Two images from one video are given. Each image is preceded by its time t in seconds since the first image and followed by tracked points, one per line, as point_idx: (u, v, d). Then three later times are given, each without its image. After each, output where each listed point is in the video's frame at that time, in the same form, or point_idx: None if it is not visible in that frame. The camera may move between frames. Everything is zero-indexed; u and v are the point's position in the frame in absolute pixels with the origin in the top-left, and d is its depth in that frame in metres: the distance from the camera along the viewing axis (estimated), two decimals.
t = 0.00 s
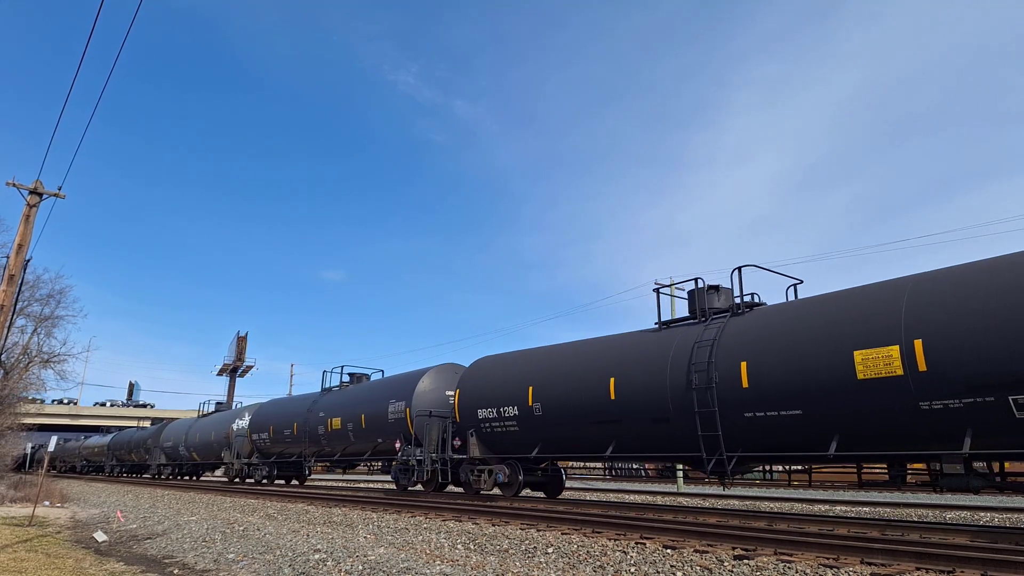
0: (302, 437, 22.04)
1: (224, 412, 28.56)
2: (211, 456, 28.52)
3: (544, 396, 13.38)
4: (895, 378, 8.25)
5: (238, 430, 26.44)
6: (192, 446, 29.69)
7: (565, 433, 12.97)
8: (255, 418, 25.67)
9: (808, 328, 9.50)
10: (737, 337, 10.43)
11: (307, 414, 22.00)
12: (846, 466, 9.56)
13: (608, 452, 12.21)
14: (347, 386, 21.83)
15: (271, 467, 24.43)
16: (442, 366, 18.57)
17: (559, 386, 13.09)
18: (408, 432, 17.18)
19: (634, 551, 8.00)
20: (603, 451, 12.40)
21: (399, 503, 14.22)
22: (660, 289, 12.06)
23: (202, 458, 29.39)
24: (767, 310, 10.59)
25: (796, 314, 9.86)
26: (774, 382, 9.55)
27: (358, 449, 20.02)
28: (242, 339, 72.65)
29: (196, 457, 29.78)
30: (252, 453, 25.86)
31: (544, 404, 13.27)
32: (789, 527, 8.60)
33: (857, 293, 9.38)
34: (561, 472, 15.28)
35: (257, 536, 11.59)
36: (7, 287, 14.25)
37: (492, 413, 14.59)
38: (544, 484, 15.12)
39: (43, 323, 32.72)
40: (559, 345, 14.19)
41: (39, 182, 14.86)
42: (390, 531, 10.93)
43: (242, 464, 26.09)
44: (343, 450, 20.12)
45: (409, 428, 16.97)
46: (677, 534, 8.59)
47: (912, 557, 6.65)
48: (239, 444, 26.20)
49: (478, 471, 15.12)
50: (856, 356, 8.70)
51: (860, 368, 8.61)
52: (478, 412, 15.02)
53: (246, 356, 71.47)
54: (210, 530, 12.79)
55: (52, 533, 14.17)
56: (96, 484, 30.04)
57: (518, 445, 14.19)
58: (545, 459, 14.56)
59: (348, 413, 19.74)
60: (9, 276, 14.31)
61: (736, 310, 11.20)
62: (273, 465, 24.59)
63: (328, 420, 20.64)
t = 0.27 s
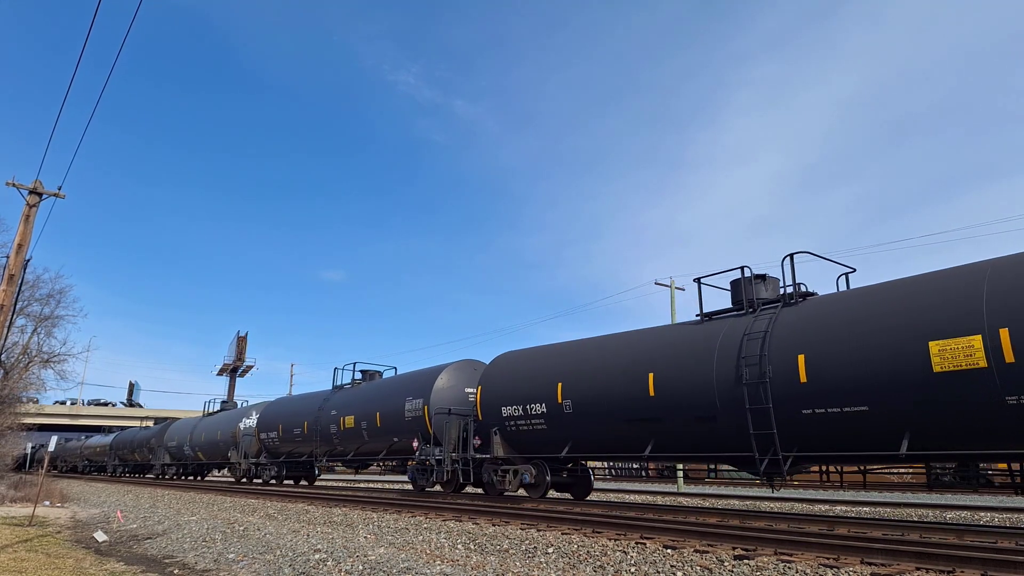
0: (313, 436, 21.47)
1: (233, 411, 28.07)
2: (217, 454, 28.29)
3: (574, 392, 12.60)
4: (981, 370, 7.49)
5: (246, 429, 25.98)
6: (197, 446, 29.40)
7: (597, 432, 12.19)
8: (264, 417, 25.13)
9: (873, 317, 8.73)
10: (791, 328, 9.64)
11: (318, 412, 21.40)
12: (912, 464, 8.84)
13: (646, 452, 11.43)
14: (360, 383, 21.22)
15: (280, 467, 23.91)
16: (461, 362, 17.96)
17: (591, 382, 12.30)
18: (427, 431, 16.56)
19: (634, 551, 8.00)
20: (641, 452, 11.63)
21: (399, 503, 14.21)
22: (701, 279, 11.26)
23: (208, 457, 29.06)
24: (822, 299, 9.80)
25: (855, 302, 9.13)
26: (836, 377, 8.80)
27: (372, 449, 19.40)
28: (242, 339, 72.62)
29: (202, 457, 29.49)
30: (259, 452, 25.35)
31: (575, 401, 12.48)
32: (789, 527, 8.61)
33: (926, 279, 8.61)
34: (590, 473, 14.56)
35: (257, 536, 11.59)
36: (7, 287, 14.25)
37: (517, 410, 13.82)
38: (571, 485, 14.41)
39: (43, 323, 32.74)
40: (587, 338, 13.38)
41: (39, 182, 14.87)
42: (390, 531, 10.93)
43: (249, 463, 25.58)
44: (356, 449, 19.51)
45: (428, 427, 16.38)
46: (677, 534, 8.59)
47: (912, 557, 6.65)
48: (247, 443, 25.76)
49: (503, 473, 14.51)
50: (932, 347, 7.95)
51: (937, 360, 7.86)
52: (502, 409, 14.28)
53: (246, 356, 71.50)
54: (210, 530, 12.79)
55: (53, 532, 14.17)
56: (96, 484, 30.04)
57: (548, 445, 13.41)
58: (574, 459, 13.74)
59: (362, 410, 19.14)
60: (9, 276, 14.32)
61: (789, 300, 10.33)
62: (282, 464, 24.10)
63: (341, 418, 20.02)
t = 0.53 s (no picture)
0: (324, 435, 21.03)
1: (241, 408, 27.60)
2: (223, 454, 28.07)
3: (607, 388, 11.83)
4: None
5: (253, 429, 25.50)
6: (203, 446, 29.26)
7: (635, 430, 11.41)
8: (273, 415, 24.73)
9: (948, 304, 7.96)
10: (852, 318, 8.85)
11: (330, 410, 20.97)
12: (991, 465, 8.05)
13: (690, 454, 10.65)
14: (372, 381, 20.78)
15: (290, 467, 23.60)
16: (480, 358, 17.42)
17: (625, 378, 11.51)
18: (447, 431, 16.03)
19: (634, 551, 8.00)
20: (686, 452, 10.82)
21: (399, 503, 14.21)
22: (747, 266, 10.49)
23: (214, 457, 28.81)
24: (889, 287, 8.98)
25: (924, 289, 8.37)
26: (907, 369, 8.02)
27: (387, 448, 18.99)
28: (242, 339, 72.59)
29: (207, 456, 29.27)
30: (267, 452, 24.89)
31: (610, 398, 11.71)
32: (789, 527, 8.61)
33: (1017, 260, 7.71)
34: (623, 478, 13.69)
35: (257, 536, 11.59)
36: (7, 287, 14.24)
37: (545, 408, 13.07)
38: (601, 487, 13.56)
39: (43, 323, 32.75)
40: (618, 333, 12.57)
41: (39, 182, 14.87)
42: (390, 531, 10.93)
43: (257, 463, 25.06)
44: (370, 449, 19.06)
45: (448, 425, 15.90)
46: (677, 534, 8.59)
47: (913, 557, 6.64)
48: (254, 443, 25.30)
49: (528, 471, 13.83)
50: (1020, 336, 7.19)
51: None
52: (528, 406, 13.53)
53: (246, 356, 71.52)
54: (210, 530, 12.78)
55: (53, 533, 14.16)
56: (96, 484, 30.04)
57: (581, 445, 12.63)
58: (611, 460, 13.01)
59: (376, 408, 18.69)
60: (9, 276, 14.31)
61: (849, 288, 9.54)
62: (292, 465, 23.76)
63: (354, 416, 19.56)
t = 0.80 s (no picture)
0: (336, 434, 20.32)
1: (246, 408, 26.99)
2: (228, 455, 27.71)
3: (645, 384, 11.30)
4: None
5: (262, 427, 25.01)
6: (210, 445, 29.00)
7: (676, 428, 10.88)
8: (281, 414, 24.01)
9: None
10: (924, 306, 8.25)
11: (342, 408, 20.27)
12: None
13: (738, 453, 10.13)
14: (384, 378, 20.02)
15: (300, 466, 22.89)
16: (502, 354, 16.70)
17: (669, 372, 10.94)
18: (468, 430, 15.38)
19: (634, 551, 8.00)
20: (734, 452, 10.28)
21: (399, 503, 14.21)
22: (801, 255, 9.90)
23: (219, 457, 28.61)
24: (962, 272, 8.35)
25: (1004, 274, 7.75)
26: (989, 362, 7.44)
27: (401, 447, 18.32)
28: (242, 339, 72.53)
29: (213, 456, 29.10)
30: (276, 451, 24.47)
31: (648, 394, 11.18)
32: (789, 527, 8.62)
33: None
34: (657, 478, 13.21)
35: (257, 536, 11.59)
36: (7, 287, 14.24)
37: (576, 405, 12.54)
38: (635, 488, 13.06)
39: (43, 323, 32.75)
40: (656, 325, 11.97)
41: (39, 181, 14.86)
42: (390, 531, 10.93)
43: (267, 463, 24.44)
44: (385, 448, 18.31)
45: (470, 424, 15.25)
46: (677, 534, 8.59)
47: (913, 557, 6.64)
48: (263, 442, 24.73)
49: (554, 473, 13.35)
50: None
51: None
52: (557, 403, 13.01)
53: (246, 356, 71.46)
54: (211, 530, 12.78)
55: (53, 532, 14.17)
56: (97, 484, 30.04)
57: (614, 444, 12.15)
58: (646, 459, 12.53)
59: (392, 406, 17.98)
60: (9, 276, 14.31)
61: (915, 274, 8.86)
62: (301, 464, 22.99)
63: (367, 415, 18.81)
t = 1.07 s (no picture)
0: (349, 433, 20.03)
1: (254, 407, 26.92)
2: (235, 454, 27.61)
3: (688, 378, 10.68)
4: None
5: (270, 426, 24.86)
6: (216, 445, 28.97)
7: (724, 425, 10.25)
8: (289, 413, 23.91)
9: None
10: (1008, 294, 7.66)
11: (355, 406, 19.98)
12: None
13: (795, 452, 9.50)
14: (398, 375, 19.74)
15: (310, 467, 22.63)
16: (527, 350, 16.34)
17: (716, 366, 10.33)
18: (491, 429, 15.05)
19: (634, 551, 8.00)
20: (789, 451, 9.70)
21: (399, 503, 14.21)
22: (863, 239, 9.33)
23: (226, 457, 28.49)
24: None
25: None
26: None
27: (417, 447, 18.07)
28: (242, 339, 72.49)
29: (219, 456, 29.03)
30: (285, 451, 24.15)
31: (692, 390, 10.56)
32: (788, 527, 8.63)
33: None
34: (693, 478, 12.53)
35: (257, 536, 11.59)
36: (7, 287, 14.23)
37: (610, 402, 11.94)
38: (669, 489, 12.43)
39: (43, 323, 32.75)
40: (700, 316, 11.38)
41: (39, 181, 14.86)
42: (390, 531, 10.93)
43: (276, 462, 24.20)
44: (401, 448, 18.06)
45: (493, 422, 14.91)
46: (677, 534, 8.59)
47: (913, 557, 6.64)
48: (271, 442, 24.79)
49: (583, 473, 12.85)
50: None
51: None
52: (589, 400, 12.42)
53: (246, 355, 71.48)
54: (210, 530, 12.78)
55: (52, 532, 14.17)
56: (97, 484, 30.04)
57: (653, 443, 11.54)
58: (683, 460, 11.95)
59: (409, 404, 17.66)
60: (9, 276, 14.30)
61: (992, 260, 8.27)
62: (311, 464, 22.77)
63: (383, 413, 18.51)
